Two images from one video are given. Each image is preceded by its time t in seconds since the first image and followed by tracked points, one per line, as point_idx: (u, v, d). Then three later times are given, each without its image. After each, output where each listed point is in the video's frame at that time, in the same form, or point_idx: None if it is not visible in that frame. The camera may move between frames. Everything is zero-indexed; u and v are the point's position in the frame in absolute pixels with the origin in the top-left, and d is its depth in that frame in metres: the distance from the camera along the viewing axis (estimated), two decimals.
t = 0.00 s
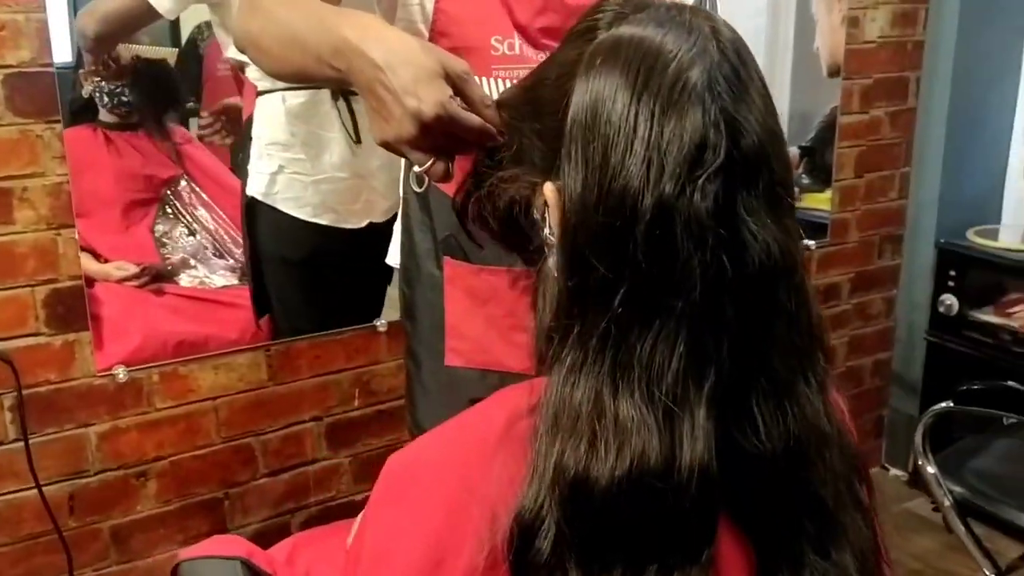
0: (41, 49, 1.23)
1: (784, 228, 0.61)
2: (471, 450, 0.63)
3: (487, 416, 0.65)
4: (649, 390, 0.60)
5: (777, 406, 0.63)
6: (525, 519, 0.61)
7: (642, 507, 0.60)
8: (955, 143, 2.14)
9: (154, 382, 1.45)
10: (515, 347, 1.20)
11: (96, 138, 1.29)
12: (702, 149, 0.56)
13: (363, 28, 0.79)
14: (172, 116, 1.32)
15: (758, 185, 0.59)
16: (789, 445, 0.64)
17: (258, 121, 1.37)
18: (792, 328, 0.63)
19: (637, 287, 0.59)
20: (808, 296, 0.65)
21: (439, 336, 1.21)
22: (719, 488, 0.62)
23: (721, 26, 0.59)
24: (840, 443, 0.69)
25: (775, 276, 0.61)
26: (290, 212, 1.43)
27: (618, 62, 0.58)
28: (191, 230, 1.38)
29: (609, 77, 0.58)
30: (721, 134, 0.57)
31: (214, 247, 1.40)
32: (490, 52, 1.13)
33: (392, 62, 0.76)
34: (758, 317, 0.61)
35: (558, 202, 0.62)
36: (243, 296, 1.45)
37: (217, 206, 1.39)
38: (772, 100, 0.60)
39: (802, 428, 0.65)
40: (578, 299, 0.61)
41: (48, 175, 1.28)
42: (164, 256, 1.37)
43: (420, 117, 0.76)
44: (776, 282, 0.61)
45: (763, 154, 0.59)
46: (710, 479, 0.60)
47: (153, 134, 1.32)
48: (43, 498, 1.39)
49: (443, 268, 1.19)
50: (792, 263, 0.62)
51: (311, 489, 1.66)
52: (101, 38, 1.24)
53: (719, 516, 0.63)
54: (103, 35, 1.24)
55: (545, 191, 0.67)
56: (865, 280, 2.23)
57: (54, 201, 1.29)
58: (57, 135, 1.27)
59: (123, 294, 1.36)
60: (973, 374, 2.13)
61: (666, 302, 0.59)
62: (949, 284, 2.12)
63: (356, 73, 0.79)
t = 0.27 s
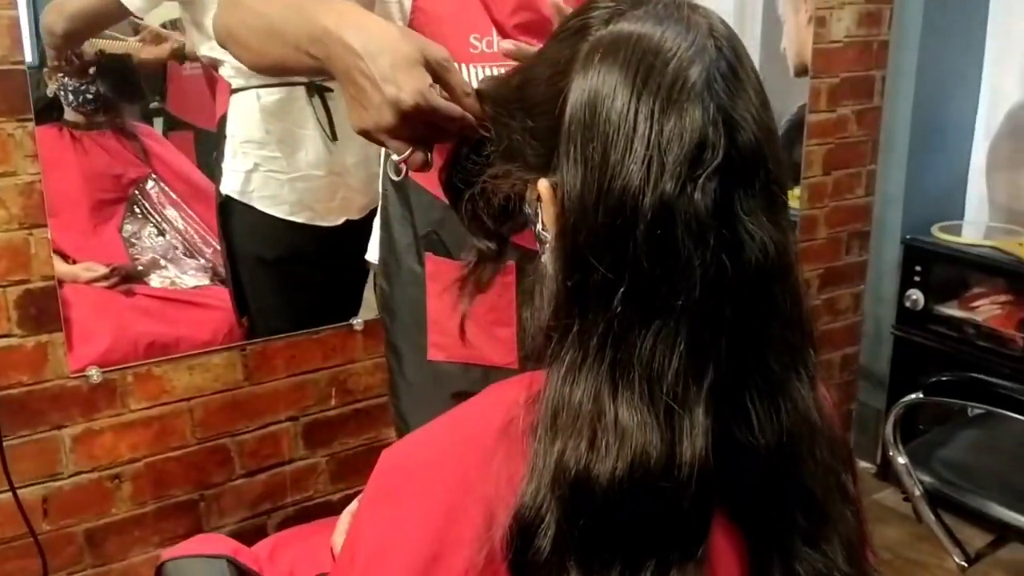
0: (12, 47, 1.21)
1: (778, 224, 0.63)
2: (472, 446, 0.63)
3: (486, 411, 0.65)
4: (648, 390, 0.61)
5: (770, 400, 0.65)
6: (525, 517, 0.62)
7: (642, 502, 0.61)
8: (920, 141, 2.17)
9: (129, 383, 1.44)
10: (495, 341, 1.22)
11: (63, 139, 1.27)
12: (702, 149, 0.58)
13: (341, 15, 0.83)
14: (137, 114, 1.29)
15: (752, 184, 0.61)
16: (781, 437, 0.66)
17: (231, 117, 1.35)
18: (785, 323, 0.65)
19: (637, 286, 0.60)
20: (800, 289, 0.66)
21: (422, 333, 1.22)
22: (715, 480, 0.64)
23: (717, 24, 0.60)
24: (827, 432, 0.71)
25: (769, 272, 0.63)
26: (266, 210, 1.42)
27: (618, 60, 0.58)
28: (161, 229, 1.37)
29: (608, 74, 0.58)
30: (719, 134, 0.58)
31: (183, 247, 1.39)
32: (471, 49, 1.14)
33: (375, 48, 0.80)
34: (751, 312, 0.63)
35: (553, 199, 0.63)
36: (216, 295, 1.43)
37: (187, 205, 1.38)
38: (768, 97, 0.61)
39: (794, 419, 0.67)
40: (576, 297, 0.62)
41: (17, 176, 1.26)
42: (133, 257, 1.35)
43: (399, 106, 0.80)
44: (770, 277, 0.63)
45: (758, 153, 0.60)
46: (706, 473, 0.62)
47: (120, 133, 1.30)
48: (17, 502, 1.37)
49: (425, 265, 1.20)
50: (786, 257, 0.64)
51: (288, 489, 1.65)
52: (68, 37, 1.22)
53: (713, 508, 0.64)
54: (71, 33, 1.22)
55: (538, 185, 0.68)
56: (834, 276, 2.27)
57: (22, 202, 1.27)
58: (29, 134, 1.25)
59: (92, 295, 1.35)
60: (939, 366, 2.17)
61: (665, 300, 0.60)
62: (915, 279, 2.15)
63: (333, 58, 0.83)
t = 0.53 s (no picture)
0: None
1: (769, 211, 0.64)
2: (470, 437, 0.64)
3: (483, 403, 0.65)
4: (647, 376, 0.61)
5: (765, 384, 0.66)
6: (524, 506, 0.61)
7: (643, 491, 0.61)
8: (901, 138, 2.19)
9: (116, 383, 1.43)
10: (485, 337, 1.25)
11: (46, 138, 1.26)
12: (695, 137, 0.58)
13: (300, 28, 1.18)
14: (121, 115, 1.28)
15: (744, 173, 0.61)
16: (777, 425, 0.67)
17: (224, 118, 1.34)
18: (776, 309, 0.66)
19: (635, 274, 0.60)
20: (789, 277, 0.67)
21: (409, 328, 1.23)
22: (713, 470, 0.64)
23: (701, 19, 0.61)
24: (820, 419, 0.72)
25: (760, 259, 0.63)
26: (257, 210, 1.42)
27: (609, 52, 0.59)
28: (145, 230, 1.35)
29: (600, 69, 0.59)
30: (711, 121, 0.59)
31: (168, 247, 1.38)
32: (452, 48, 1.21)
33: (334, 62, 1.13)
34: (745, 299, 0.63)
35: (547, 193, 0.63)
36: (202, 295, 1.42)
37: (171, 205, 1.37)
38: (755, 89, 0.62)
39: (785, 408, 0.67)
40: (573, 289, 0.62)
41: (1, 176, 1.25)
42: (119, 256, 1.34)
43: (360, 114, 1.09)
44: (762, 265, 0.63)
45: (749, 141, 0.61)
46: (706, 460, 0.62)
47: (103, 133, 1.28)
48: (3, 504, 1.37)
49: (413, 261, 1.21)
50: (776, 245, 0.65)
51: (277, 489, 1.65)
52: (53, 38, 1.22)
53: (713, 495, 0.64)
54: (56, 34, 1.22)
55: (530, 181, 0.68)
56: (818, 273, 2.29)
57: (7, 202, 1.26)
58: (15, 133, 1.24)
59: (77, 296, 1.33)
60: (922, 362, 2.19)
61: (663, 287, 0.60)
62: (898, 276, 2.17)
63: (295, 62, 1.17)
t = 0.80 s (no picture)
0: None
1: (754, 200, 0.64)
2: (461, 430, 0.63)
3: (474, 396, 0.65)
4: (636, 364, 0.60)
5: (755, 372, 0.65)
6: (516, 497, 0.61)
7: (631, 479, 0.60)
8: (889, 138, 2.21)
9: (105, 383, 1.42)
10: (470, 331, 1.23)
11: (33, 137, 1.25)
12: (679, 127, 0.58)
13: (287, 34, 1.08)
14: (105, 112, 1.27)
15: (730, 162, 0.61)
16: (768, 416, 0.66)
17: (215, 120, 1.34)
18: (765, 300, 0.65)
19: (622, 264, 0.59)
20: (776, 268, 0.67)
21: (394, 324, 1.22)
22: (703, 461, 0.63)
23: (683, 11, 0.61)
24: (811, 410, 0.71)
25: (748, 249, 0.63)
26: (246, 212, 1.40)
27: (592, 44, 0.59)
28: (133, 228, 1.35)
29: (583, 62, 0.59)
30: (695, 110, 0.59)
31: (156, 245, 1.37)
32: (436, 44, 1.20)
33: (324, 70, 1.02)
34: (733, 289, 0.63)
35: (534, 188, 0.62)
36: (191, 295, 1.41)
37: (159, 204, 1.36)
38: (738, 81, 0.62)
39: (778, 399, 0.67)
40: (560, 280, 0.61)
41: None
42: (106, 255, 1.33)
43: (352, 123, 1.02)
44: (749, 254, 0.63)
45: (734, 130, 0.61)
46: (695, 449, 0.62)
47: (91, 131, 1.28)
48: None
49: (398, 255, 1.19)
50: (763, 235, 0.64)
51: (267, 488, 1.64)
52: (47, 39, 1.21)
53: (703, 486, 0.64)
54: (50, 35, 1.21)
55: (517, 176, 0.67)
56: (807, 271, 2.30)
57: None
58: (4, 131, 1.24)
59: (65, 295, 1.33)
60: (910, 360, 2.21)
61: (650, 276, 0.60)
62: (886, 274, 2.18)
63: (282, 70, 1.06)
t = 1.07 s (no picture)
0: None
1: (752, 196, 0.64)
2: (463, 430, 0.63)
3: (475, 395, 0.65)
4: (638, 360, 0.60)
5: (755, 367, 0.65)
6: (518, 495, 0.61)
7: (635, 475, 0.60)
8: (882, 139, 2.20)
9: (98, 384, 1.42)
10: (457, 326, 1.22)
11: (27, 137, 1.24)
12: (680, 124, 0.58)
13: (275, 46, 0.95)
14: (98, 112, 1.27)
15: (729, 158, 0.61)
16: (768, 413, 0.66)
17: (215, 121, 1.33)
18: (764, 296, 0.65)
19: (624, 259, 0.59)
20: (774, 264, 0.67)
21: (382, 320, 1.21)
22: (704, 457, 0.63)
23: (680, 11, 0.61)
24: (808, 406, 0.71)
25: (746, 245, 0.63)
26: (241, 215, 1.38)
27: (591, 43, 0.59)
28: (126, 228, 1.35)
29: (582, 61, 0.58)
30: (695, 107, 0.58)
31: (150, 246, 1.36)
32: (424, 43, 1.14)
33: (310, 80, 0.94)
34: (733, 285, 0.63)
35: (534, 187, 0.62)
36: (185, 296, 1.41)
37: (153, 204, 1.35)
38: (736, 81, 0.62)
39: (778, 395, 0.67)
40: (564, 277, 0.61)
41: None
42: (99, 256, 1.33)
43: (334, 136, 0.96)
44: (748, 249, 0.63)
45: (733, 127, 0.61)
46: (697, 444, 0.61)
47: (85, 131, 1.27)
48: None
49: (386, 252, 1.19)
50: (761, 231, 0.64)
51: (261, 490, 1.64)
52: (47, 41, 1.20)
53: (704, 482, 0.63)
54: (49, 38, 1.20)
55: (516, 175, 0.67)
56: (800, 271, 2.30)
57: None
58: None
59: (59, 295, 1.32)
60: (904, 360, 2.21)
61: (652, 272, 0.60)
62: (879, 275, 2.19)
63: (268, 82, 0.96)
